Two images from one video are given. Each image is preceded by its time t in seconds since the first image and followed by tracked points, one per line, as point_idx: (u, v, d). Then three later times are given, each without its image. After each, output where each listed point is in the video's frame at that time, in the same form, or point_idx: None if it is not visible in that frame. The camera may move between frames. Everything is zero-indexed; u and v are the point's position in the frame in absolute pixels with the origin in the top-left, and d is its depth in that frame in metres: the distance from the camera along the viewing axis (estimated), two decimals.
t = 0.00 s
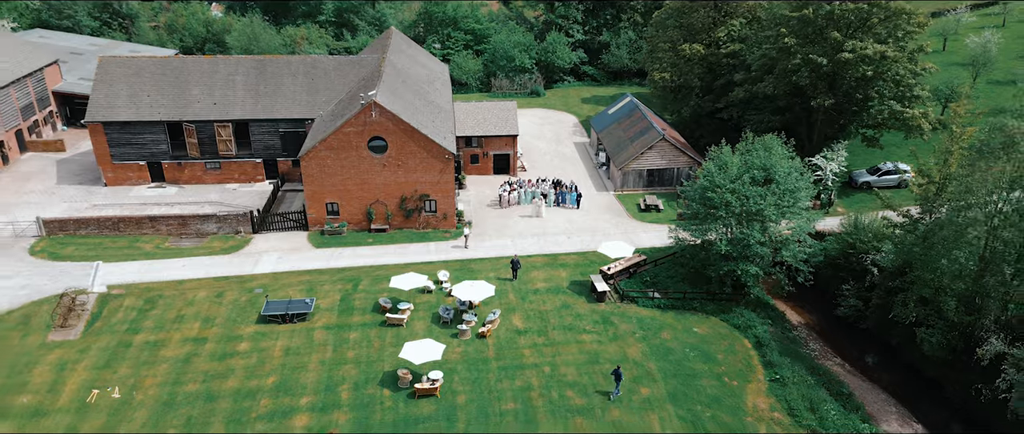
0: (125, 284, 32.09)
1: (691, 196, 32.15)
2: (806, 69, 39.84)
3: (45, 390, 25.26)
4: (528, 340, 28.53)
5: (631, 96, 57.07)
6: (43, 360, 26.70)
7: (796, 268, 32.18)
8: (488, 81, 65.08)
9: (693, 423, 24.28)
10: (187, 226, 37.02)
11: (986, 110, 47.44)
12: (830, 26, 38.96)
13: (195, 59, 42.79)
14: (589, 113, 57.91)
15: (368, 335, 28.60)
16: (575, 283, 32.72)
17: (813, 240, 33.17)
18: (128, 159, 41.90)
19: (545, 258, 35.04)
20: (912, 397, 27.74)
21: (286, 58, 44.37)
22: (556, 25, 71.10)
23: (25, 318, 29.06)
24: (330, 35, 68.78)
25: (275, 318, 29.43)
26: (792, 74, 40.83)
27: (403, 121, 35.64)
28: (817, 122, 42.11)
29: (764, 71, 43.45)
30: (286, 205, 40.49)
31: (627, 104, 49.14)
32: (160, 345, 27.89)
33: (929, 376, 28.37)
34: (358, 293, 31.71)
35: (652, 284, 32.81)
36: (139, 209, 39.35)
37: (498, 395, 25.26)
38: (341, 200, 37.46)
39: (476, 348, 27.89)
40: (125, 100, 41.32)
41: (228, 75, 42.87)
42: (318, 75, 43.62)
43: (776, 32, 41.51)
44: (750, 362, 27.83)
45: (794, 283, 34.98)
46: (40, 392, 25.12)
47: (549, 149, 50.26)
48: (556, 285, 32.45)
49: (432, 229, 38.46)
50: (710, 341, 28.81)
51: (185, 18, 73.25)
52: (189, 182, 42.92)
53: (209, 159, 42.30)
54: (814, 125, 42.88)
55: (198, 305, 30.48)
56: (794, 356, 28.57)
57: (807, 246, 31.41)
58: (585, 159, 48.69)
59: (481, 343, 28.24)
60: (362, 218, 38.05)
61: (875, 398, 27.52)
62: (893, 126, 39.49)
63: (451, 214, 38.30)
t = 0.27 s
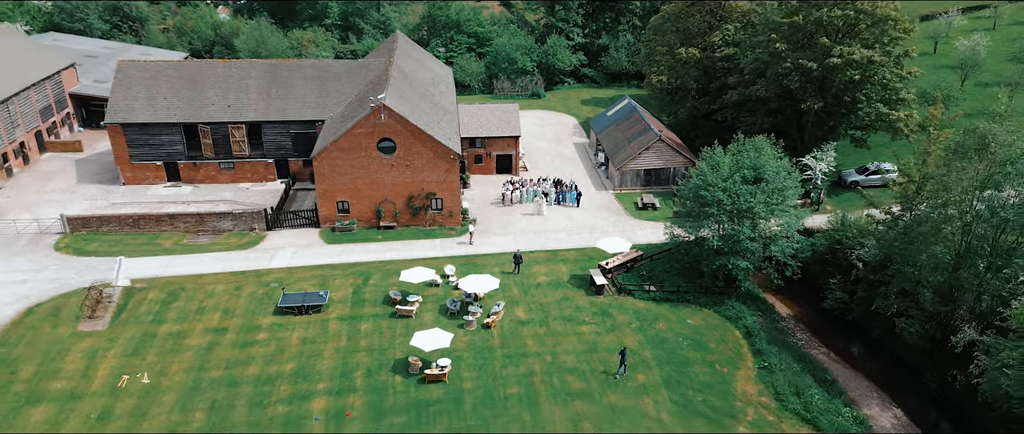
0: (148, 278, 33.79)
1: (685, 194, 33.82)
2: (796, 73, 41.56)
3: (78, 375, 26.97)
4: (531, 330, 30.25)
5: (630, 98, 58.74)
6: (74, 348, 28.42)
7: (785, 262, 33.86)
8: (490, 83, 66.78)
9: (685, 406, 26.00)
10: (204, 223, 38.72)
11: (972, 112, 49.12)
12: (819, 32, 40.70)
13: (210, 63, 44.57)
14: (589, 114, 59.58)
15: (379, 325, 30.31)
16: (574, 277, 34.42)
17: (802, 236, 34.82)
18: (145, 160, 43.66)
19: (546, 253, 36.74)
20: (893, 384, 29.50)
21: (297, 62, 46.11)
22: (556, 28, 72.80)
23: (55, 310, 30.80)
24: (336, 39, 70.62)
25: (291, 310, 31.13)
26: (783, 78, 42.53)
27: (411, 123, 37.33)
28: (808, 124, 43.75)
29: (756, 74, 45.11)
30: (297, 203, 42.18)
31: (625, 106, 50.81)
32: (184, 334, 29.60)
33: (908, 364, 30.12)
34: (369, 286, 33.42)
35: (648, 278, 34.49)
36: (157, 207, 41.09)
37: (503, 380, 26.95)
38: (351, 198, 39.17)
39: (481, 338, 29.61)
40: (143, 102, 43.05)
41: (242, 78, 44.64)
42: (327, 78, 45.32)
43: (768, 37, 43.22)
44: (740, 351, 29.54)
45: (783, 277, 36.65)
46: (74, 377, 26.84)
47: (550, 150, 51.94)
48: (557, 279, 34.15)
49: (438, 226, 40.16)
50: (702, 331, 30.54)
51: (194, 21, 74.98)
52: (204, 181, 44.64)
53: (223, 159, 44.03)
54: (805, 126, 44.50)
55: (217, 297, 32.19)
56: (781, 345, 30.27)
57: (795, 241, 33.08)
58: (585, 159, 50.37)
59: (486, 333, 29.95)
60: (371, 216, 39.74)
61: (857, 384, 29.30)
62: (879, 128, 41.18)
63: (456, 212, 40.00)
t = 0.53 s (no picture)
0: (168, 271, 35.49)
1: (680, 192, 35.57)
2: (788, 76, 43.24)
3: (108, 362, 28.67)
4: (533, 320, 31.95)
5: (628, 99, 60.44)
6: (103, 337, 30.13)
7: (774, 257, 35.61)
8: (492, 85, 68.49)
9: (678, 391, 27.70)
10: (219, 220, 40.41)
11: (959, 113, 50.81)
12: (809, 37, 42.43)
13: (224, 66, 46.34)
14: (589, 116, 61.27)
15: (390, 316, 32.01)
16: (574, 271, 36.12)
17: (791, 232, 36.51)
18: (162, 159, 45.37)
19: (548, 249, 38.46)
20: (875, 371, 31.35)
21: (307, 65, 47.86)
22: (557, 31, 74.52)
23: (83, 301, 32.51)
24: (342, 41, 72.40)
25: (306, 302, 32.84)
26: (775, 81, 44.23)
27: (418, 124, 39.03)
28: (799, 125, 45.38)
29: (750, 77, 46.79)
30: (308, 201, 43.85)
31: (623, 107, 52.48)
32: (205, 325, 31.31)
33: (890, 353, 31.89)
34: (379, 279, 35.14)
35: (644, 272, 36.18)
36: (174, 205, 42.78)
37: (507, 367, 28.65)
38: (360, 196, 40.90)
39: (486, 328, 31.32)
40: (159, 104, 44.78)
41: (254, 81, 46.36)
42: (337, 81, 47.03)
43: (760, 42, 44.95)
44: (731, 341, 31.24)
45: (773, 271, 38.38)
46: (104, 364, 28.54)
47: (551, 150, 53.64)
48: (558, 273, 35.87)
49: (444, 223, 41.86)
50: (695, 322, 32.24)
51: (202, 24, 76.76)
52: (217, 180, 46.34)
53: (236, 159, 45.73)
54: (797, 128, 46.14)
55: (235, 290, 33.89)
56: (770, 335, 31.97)
57: (784, 237, 34.80)
58: (584, 159, 52.06)
59: (491, 323, 31.66)
60: (379, 213, 41.45)
61: (841, 372, 31.15)
62: (868, 129, 42.82)
63: (461, 210, 41.69)
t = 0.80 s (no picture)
0: (187, 266, 37.21)
1: (675, 191, 37.29)
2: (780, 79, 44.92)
3: (134, 350, 30.38)
4: (535, 312, 33.67)
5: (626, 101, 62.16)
6: (128, 327, 31.85)
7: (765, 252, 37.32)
8: (494, 86, 70.19)
9: (672, 377, 29.41)
10: (234, 218, 42.14)
11: (947, 114, 52.53)
12: (800, 42, 44.14)
13: (236, 70, 48.04)
14: (588, 117, 62.94)
15: (399, 308, 33.74)
16: (574, 266, 37.84)
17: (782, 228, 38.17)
18: (177, 159, 47.09)
19: (549, 245, 40.18)
20: (860, 360, 33.03)
21: (316, 68, 49.55)
22: (557, 34, 76.25)
23: (107, 294, 34.23)
24: (347, 44, 74.11)
25: (319, 294, 34.55)
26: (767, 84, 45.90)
27: (425, 125, 40.75)
28: (791, 126, 47.01)
29: (743, 80, 48.46)
30: (318, 200, 45.58)
31: (621, 109, 54.15)
32: (224, 316, 33.02)
33: (873, 343, 33.61)
34: (388, 273, 36.86)
35: (641, 267, 37.88)
36: (189, 203, 44.51)
37: (511, 355, 30.37)
38: (369, 195, 42.61)
39: (491, 319, 33.04)
40: (175, 106, 46.51)
41: (266, 84, 48.08)
42: (345, 84, 48.72)
43: (754, 46, 46.63)
44: (723, 331, 32.95)
45: (764, 266, 40.09)
46: (130, 352, 30.24)
47: (552, 150, 55.35)
48: (558, 268, 37.59)
49: (449, 220, 43.57)
50: (689, 314, 33.97)
51: (210, 27, 78.51)
52: (230, 179, 48.07)
53: (248, 159, 47.46)
54: (789, 128, 47.75)
55: (251, 283, 35.61)
56: (760, 326, 33.67)
57: (774, 233, 36.50)
58: (584, 159, 53.78)
59: (495, 315, 33.38)
60: (387, 211, 43.16)
61: (827, 360, 32.87)
62: (857, 130, 44.51)
63: (465, 208, 43.40)
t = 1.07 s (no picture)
0: (204, 261, 38.95)
1: (670, 189, 39.04)
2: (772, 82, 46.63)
3: (157, 339, 32.11)
4: (537, 304, 35.40)
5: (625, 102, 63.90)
6: (151, 318, 33.58)
7: (756, 248, 39.06)
8: (496, 88, 71.94)
9: (666, 365, 31.13)
10: (248, 215, 43.90)
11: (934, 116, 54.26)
12: (791, 46, 45.90)
13: (248, 72, 49.78)
14: (588, 118, 64.64)
15: (408, 300, 35.48)
16: (574, 261, 39.60)
17: (773, 225, 39.90)
18: (191, 159, 48.86)
19: (550, 241, 41.92)
20: (846, 349, 34.71)
21: (325, 71, 51.26)
22: (558, 37, 78.07)
23: (130, 287, 36.00)
24: (352, 46, 75.83)
25: (331, 287, 36.29)
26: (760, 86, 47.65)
27: (431, 127, 42.50)
28: (784, 127, 48.69)
29: (737, 83, 50.16)
30: (328, 198, 47.35)
31: (620, 110, 55.86)
32: (242, 307, 34.75)
33: (858, 334, 35.32)
34: (396, 268, 38.61)
35: (638, 262, 39.64)
36: (204, 201, 46.27)
37: (514, 344, 32.12)
38: (377, 193, 44.35)
39: (495, 310, 34.78)
40: (189, 108, 48.26)
41: (276, 86, 49.82)
42: (353, 86, 50.41)
43: (747, 50, 48.37)
44: (715, 322, 34.68)
45: (756, 261, 41.80)
46: (154, 341, 31.99)
47: (552, 150, 57.11)
48: (559, 263, 39.35)
49: (453, 218, 45.32)
50: (683, 306, 35.73)
51: (218, 29, 80.24)
52: (242, 178, 49.82)
53: (260, 159, 49.22)
54: (782, 129, 49.46)
55: (266, 277, 37.35)
56: (750, 317, 35.42)
57: (765, 229, 38.25)
58: (583, 159, 55.54)
59: (498, 307, 35.11)
60: (394, 209, 44.91)
61: (814, 350, 34.55)
62: (846, 131, 46.24)
63: (469, 206, 45.13)
